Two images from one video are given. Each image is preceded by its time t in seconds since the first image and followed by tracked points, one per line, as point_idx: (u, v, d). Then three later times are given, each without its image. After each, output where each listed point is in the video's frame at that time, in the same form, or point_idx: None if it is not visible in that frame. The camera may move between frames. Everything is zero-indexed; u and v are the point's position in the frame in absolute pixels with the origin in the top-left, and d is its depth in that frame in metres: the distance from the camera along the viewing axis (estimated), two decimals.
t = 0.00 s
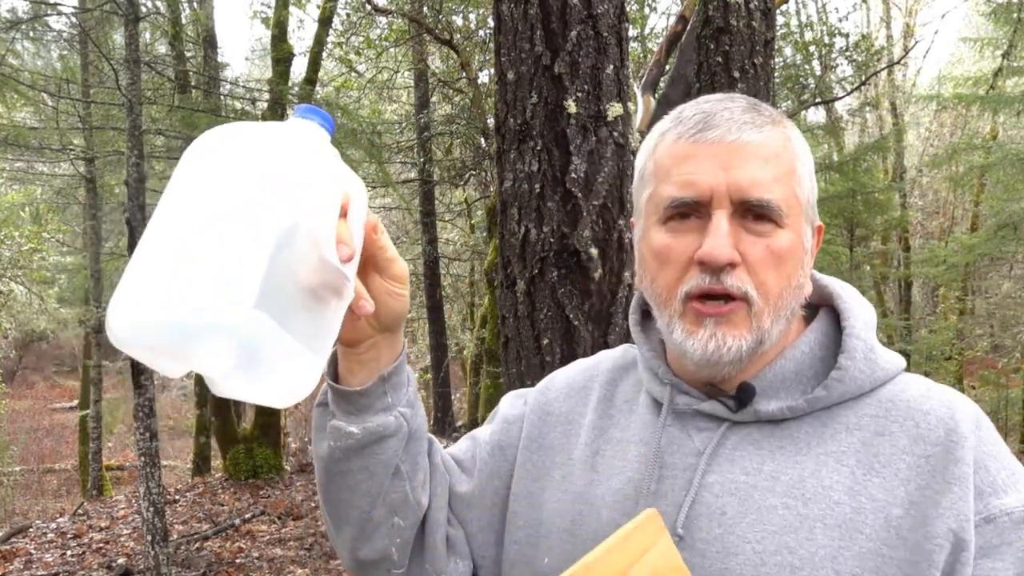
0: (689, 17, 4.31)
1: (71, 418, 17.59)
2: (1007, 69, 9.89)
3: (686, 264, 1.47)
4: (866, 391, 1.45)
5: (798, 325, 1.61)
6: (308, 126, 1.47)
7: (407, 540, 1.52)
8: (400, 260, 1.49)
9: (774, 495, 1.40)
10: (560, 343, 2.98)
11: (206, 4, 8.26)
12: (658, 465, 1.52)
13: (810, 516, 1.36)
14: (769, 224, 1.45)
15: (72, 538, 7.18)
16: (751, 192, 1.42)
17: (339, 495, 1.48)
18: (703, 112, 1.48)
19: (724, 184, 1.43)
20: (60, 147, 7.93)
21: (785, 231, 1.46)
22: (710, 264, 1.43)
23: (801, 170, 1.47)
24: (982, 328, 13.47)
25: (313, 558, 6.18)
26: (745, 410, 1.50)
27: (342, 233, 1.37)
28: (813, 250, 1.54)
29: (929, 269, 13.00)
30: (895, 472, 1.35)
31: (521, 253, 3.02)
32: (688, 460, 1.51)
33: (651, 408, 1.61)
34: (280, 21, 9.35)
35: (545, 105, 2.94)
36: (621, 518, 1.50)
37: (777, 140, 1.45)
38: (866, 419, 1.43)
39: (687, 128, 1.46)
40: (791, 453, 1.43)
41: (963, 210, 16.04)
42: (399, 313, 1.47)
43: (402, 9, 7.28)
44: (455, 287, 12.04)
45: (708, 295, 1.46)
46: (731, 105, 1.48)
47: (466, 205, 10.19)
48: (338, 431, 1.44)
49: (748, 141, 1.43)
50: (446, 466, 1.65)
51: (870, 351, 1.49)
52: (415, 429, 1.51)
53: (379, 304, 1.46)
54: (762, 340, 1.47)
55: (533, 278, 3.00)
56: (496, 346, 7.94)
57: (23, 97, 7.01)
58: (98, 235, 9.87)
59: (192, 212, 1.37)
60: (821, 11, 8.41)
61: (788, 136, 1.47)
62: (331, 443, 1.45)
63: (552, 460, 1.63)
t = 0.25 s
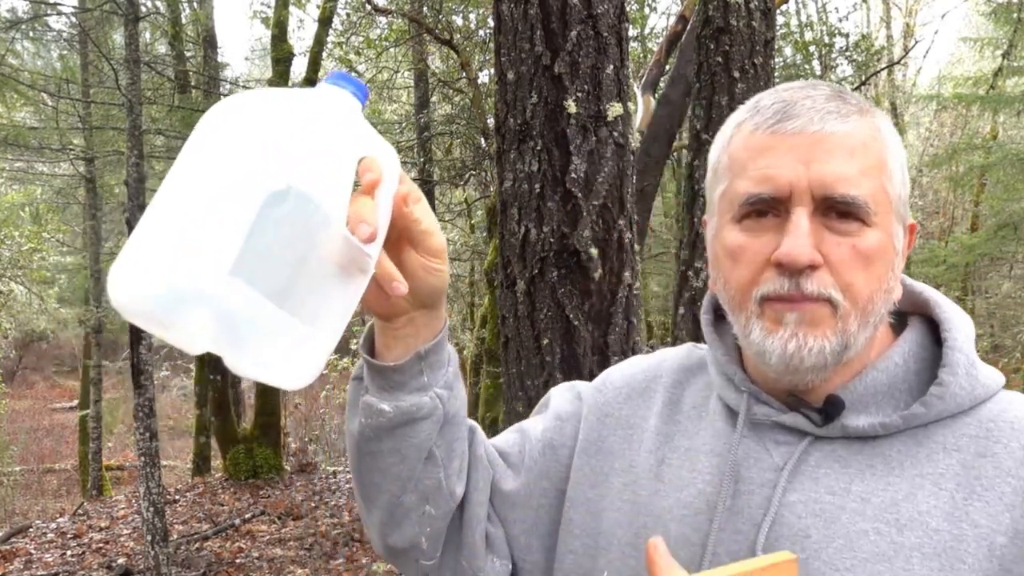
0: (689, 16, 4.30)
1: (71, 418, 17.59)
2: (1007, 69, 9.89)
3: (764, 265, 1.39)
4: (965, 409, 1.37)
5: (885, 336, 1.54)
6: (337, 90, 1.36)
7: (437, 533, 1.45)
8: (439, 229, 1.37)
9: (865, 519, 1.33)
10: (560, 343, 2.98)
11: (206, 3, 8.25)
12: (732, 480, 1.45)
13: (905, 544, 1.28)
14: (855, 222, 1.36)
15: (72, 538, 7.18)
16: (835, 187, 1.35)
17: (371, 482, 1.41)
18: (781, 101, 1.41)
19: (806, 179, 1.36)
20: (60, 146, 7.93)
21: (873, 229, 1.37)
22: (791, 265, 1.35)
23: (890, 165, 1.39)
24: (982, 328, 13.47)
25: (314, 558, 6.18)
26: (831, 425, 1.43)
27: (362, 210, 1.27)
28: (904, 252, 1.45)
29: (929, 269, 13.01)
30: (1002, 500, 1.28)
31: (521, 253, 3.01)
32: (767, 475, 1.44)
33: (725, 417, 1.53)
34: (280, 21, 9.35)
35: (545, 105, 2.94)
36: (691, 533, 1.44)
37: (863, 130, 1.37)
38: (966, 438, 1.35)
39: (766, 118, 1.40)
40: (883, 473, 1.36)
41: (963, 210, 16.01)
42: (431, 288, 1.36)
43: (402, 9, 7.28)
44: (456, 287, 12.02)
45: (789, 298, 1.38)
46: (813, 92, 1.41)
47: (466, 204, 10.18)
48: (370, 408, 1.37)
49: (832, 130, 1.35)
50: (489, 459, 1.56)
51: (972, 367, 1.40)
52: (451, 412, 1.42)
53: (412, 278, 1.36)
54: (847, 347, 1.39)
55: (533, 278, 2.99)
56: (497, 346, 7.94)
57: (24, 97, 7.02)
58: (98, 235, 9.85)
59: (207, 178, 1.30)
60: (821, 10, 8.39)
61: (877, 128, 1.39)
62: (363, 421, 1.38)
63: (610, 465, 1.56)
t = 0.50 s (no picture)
0: (689, 16, 4.31)
1: (70, 418, 17.57)
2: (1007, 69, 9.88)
3: (760, 261, 1.45)
4: None
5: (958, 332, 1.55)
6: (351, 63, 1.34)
7: (478, 495, 1.59)
8: (470, 197, 1.44)
9: (914, 525, 1.40)
10: (560, 343, 2.99)
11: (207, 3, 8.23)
12: (776, 473, 1.54)
13: (953, 554, 1.36)
14: (854, 221, 1.36)
15: (72, 538, 7.18)
16: (826, 182, 1.35)
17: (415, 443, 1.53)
18: (801, 94, 1.44)
19: (798, 177, 1.38)
20: (60, 147, 7.94)
21: (873, 228, 1.36)
22: (771, 262, 1.41)
23: (907, 158, 1.35)
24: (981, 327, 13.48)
25: (314, 558, 6.18)
26: (885, 425, 1.49)
27: (389, 193, 1.27)
28: (935, 249, 1.40)
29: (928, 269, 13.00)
30: None
31: (521, 253, 3.01)
32: (811, 471, 1.53)
33: (776, 409, 1.61)
34: (280, 21, 9.34)
35: (545, 105, 2.94)
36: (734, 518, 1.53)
37: (877, 124, 1.35)
38: None
39: (784, 111, 1.44)
40: (937, 480, 1.44)
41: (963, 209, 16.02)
42: (469, 259, 1.45)
43: (403, 9, 7.28)
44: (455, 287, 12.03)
45: (781, 294, 1.43)
46: (837, 79, 1.40)
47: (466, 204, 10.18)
48: (409, 371, 1.47)
49: (835, 124, 1.35)
50: (537, 431, 1.66)
51: None
52: (491, 377, 1.53)
53: (449, 250, 1.44)
54: (844, 347, 1.41)
55: (533, 278, 2.99)
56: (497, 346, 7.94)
57: (24, 97, 7.02)
58: (98, 235, 9.86)
59: (227, 168, 1.26)
60: (821, 10, 8.38)
61: (900, 119, 1.35)
62: (402, 384, 1.49)
63: (662, 448, 1.65)
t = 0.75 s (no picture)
0: (689, 16, 4.31)
1: (70, 418, 17.57)
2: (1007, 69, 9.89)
3: (766, 252, 1.49)
4: None
5: (958, 332, 1.52)
6: (350, 51, 1.37)
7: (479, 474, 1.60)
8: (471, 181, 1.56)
9: (892, 511, 1.35)
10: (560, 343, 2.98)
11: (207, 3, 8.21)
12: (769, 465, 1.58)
13: (927, 534, 1.30)
14: (858, 220, 1.38)
15: (72, 538, 7.18)
16: (834, 178, 1.37)
17: (417, 422, 1.59)
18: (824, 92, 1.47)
19: (808, 173, 1.41)
20: (60, 146, 7.94)
21: (877, 227, 1.38)
22: (776, 254, 1.46)
23: (917, 162, 1.36)
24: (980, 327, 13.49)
25: (314, 558, 6.18)
26: (876, 422, 1.48)
27: (395, 181, 1.33)
28: (939, 254, 1.41)
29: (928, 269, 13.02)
30: None
31: (521, 253, 3.01)
32: (803, 465, 1.55)
33: (772, 403, 1.66)
34: (279, 21, 9.34)
35: (545, 105, 2.94)
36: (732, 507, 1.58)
37: (890, 126, 1.35)
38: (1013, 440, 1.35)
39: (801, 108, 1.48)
40: (920, 469, 1.39)
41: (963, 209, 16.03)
42: (474, 239, 1.57)
43: (402, 9, 7.28)
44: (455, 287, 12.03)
45: (782, 286, 1.48)
46: (856, 79, 1.42)
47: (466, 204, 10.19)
48: (412, 350, 1.53)
49: (847, 123, 1.37)
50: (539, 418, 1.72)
51: None
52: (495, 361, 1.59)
53: (455, 232, 1.57)
54: (837, 342, 1.44)
55: (533, 278, 2.99)
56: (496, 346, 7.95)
57: (24, 97, 7.01)
58: (98, 235, 9.86)
59: (233, 165, 1.31)
60: (821, 10, 8.40)
61: (914, 123, 1.36)
62: (407, 359, 1.55)
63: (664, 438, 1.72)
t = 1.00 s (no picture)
0: (689, 17, 4.32)
1: (71, 418, 17.57)
2: (1007, 69, 9.91)
3: (733, 247, 1.46)
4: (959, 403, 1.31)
5: (909, 330, 1.50)
6: (322, 47, 1.39)
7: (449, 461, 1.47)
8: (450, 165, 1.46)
9: (822, 489, 1.36)
10: (560, 343, 2.99)
11: (207, 4, 8.20)
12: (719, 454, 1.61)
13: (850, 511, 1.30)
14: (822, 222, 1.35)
15: (72, 538, 7.18)
16: (801, 179, 1.33)
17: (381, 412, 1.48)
18: (796, 92, 1.42)
19: (775, 171, 1.37)
20: (60, 147, 7.95)
21: (839, 230, 1.34)
22: (742, 249, 1.43)
23: (881, 167, 1.31)
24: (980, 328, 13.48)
25: (314, 558, 6.18)
26: (819, 414, 1.48)
27: (376, 171, 1.27)
28: (896, 258, 1.39)
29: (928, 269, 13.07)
30: (940, 446, 1.18)
31: (521, 253, 3.02)
32: (750, 454, 1.57)
33: (728, 395, 1.70)
34: (279, 22, 9.35)
35: (545, 105, 2.95)
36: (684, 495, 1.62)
37: (855, 131, 1.31)
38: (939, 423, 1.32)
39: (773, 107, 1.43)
40: (852, 452, 1.38)
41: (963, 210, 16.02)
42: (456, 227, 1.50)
43: (402, 9, 7.30)
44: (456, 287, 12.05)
45: (746, 282, 1.46)
46: (825, 84, 1.39)
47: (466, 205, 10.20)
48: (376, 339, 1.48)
49: (814, 125, 1.33)
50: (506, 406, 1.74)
51: (977, 368, 1.33)
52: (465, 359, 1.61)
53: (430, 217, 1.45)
54: (797, 339, 1.43)
55: (533, 278, 3.00)
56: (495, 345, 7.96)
57: (24, 97, 7.02)
58: (98, 235, 9.87)
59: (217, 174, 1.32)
60: (821, 11, 8.42)
61: (879, 129, 1.32)
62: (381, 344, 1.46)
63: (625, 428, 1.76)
